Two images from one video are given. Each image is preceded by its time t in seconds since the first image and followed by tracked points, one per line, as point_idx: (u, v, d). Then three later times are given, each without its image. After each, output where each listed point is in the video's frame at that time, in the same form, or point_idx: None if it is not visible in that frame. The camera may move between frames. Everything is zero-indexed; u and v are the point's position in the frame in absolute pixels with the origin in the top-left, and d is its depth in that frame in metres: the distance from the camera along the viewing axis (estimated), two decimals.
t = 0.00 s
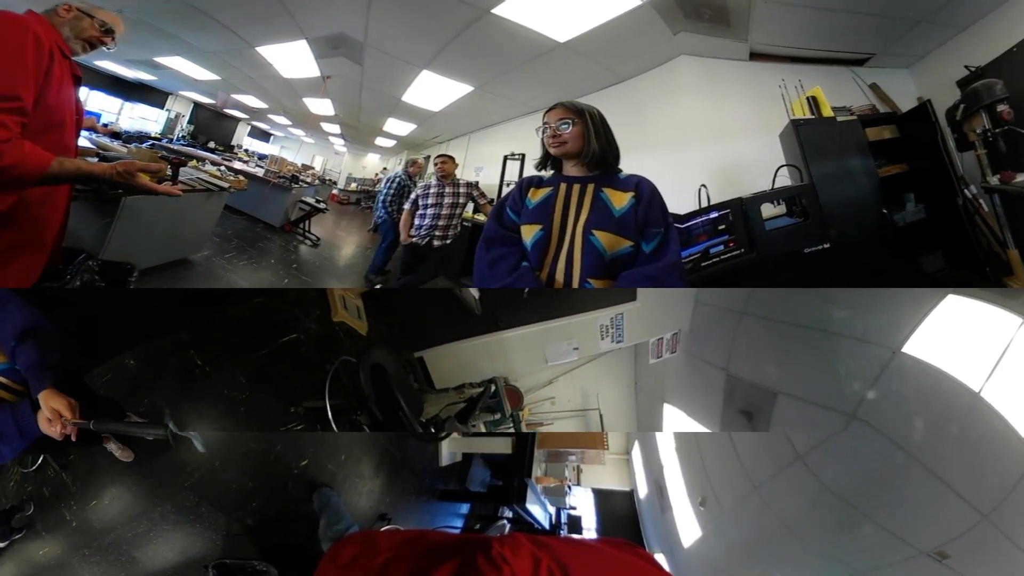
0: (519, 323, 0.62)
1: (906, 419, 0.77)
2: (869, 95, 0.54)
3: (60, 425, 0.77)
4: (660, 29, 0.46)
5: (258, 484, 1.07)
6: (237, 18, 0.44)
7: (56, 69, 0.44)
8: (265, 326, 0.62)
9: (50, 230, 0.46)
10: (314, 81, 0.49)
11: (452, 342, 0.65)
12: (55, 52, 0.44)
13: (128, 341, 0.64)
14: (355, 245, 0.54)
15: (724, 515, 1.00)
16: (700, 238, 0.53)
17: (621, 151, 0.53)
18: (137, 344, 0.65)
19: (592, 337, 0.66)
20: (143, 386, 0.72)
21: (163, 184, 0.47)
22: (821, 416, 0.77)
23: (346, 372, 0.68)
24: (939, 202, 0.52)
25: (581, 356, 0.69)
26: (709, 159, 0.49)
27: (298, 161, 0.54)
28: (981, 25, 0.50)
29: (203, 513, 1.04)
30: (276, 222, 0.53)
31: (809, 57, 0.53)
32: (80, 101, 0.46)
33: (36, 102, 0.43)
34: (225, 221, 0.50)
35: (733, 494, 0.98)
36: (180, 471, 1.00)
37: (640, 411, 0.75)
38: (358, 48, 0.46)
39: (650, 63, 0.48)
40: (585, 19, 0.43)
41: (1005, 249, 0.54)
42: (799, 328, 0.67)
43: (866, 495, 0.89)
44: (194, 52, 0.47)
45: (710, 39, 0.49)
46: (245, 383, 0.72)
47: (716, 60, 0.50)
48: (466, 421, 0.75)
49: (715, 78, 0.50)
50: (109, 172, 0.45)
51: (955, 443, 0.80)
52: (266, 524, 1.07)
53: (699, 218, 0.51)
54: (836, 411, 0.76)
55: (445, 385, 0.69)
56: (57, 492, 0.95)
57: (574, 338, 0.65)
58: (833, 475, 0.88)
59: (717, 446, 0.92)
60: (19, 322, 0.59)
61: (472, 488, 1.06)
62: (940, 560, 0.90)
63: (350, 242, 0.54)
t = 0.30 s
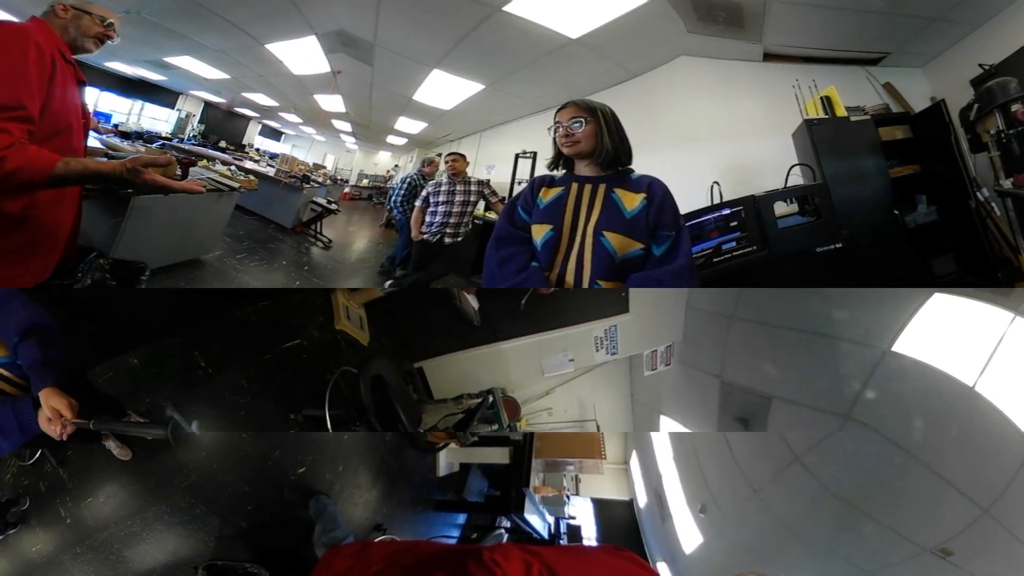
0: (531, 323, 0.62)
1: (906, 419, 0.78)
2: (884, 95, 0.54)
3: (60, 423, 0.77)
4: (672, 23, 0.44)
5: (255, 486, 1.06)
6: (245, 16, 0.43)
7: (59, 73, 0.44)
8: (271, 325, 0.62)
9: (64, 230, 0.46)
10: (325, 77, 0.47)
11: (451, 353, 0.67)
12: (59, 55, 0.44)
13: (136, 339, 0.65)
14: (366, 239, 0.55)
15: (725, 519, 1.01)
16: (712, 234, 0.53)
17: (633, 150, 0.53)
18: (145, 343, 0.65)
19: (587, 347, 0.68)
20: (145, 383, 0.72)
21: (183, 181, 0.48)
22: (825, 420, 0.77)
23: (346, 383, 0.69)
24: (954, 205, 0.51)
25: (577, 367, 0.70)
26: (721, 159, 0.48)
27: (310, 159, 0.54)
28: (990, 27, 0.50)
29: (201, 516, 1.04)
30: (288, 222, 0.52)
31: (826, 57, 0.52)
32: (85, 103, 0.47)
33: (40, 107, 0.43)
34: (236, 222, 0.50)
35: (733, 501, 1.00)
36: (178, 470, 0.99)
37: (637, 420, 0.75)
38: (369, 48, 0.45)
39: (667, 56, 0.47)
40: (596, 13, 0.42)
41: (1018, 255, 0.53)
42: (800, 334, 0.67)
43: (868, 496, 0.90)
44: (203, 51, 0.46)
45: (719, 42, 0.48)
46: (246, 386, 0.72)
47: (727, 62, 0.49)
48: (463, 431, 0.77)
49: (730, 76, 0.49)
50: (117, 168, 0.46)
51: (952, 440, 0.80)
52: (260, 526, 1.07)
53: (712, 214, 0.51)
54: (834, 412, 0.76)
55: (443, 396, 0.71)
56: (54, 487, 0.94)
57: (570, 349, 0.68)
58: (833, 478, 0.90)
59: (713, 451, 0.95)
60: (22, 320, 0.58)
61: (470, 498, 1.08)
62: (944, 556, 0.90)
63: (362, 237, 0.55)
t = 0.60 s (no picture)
0: (522, 325, 0.62)
1: (906, 420, 0.78)
2: (874, 92, 0.53)
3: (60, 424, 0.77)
4: (661, 27, 0.45)
5: (258, 479, 1.10)
6: (241, 21, 0.44)
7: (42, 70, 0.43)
8: (270, 320, 0.61)
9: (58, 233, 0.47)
10: (315, 82, 0.47)
11: (454, 343, 0.65)
12: (41, 54, 0.43)
13: (133, 334, 0.64)
14: (359, 244, 0.55)
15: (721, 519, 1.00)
16: (706, 233, 0.52)
17: (627, 149, 0.53)
18: (141, 338, 0.64)
19: (593, 340, 0.67)
20: (145, 380, 0.71)
21: (165, 187, 0.46)
22: (821, 419, 0.78)
23: (349, 370, 0.68)
24: (943, 198, 0.52)
25: (581, 361, 0.70)
26: (711, 154, 0.49)
27: (301, 163, 0.53)
28: (984, 22, 0.50)
29: (205, 510, 1.09)
30: (278, 225, 0.52)
31: (814, 55, 0.52)
32: (71, 104, 0.46)
33: (19, 103, 0.41)
34: (227, 225, 0.50)
35: (728, 498, 0.99)
36: (180, 468, 1.02)
37: (638, 413, 0.76)
38: (359, 48, 0.45)
39: (659, 57, 0.47)
40: (585, 16, 0.42)
41: (1006, 246, 0.53)
42: (801, 334, 0.67)
43: (868, 499, 0.91)
44: (193, 54, 0.46)
45: (713, 36, 0.48)
46: (246, 378, 0.70)
47: (720, 58, 0.49)
48: (465, 422, 0.75)
49: (721, 73, 0.49)
50: (86, 173, 0.44)
51: (950, 445, 0.81)
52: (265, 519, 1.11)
53: (705, 213, 0.51)
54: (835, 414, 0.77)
55: (446, 386, 0.69)
56: (59, 487, 0.95)
57: (576, 341, 0.66)
58: (832, 479, 0.90)
59: (712, 450, 0.93)
60: (18, 320, 0.57)
61: (469, 488, 1.04)
62: (938, 561, 0.92)
63: (355, 242, 0.55)
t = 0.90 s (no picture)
0: (529, 323, 0.62)
1: (907, 420, 0.78)
2: (869, 85, 0.53)
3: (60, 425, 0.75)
4: (649, 29, 0.46)
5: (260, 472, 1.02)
6: (231, 28, 0.44)
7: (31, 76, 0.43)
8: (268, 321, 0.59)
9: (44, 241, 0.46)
10: (308, 90, 0.48)
11: (463, 338, 0.63)
12: (20, 53, 0.43)
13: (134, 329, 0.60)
14: (356, 250, 0.54)
15: (717, 524, 0.98)
16: (702, 229, 0.52)
17: (619, 147, 0.53)
18: (140, 333, 0.61)
19: (600, 337, 0.65)
20: (147, 375, 0.67)
21: (80, 221, 0.44)
22: (819, 426, 0.78)
23: (352, 363, 0.65)
24: (942, 189, 0.52)
25: (589, 358, 0.68)
26: (708, 149, 0.48)
27: (296, 169, 0.55)
28: (981, 17, 0.50)
29: (206, 504, 1.02)
30: (276, 230, 0.53)
31: (801, 47, 0.52)
32: (62, 110, 0.45)
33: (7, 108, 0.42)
34: (222, 232, 0.50)
35: (724, 506, 0.98)
36: (182, 458, 0.96)
37: (641, 415, 0.74)
38: (351, 52, 0.45)
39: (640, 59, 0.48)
40: (571, 17, 0.43)
41: (1001, 237, 0.53)
42: (801, 338, 0.68)
43: (864, 506, 0.91)
44: (186, 61, 0.46)
45: (706, 28, 0.47)
46: (250, 371, 0.67)
47: (707, 48, 0.48)
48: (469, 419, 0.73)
49: (712, 67, 0.49)
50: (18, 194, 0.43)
51: (954, 458, 0.82)
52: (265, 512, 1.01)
53: (702, 209, 0.51)
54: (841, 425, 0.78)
55: (450, 380, 0.68)
56: (61, 482, 0.93)
57: (583, 338, 0.65)
58: (829, 484, 0.92)
59: (709, 452, 0.94)
60: (15, 319, 0.56)
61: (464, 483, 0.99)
62: (934, 569, 0.91)
63: (352, 249, 0.53)
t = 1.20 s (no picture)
0: (536, 327, 0.62)
1: (908, 420, 0.79)
2: (872, 77, 0.52)
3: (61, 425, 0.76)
4: (644, 26, 0.46)
5: (255, 467, 0.93)
6: (230, 36, 0.44)
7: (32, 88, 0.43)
8: (273, 316, 0.60)
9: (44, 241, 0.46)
10: (308, 97, 0.48)
11: (469, 340, 0.65)
12: (22, 65, 0.42)
13: (130, 325, 0.62)
14: (363, 254, 0.55)
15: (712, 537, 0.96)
16: (705, 224, 0.51)
17: (614, 144, 0.53)
18: (141, 328, 0.62)
19: (606, 345, 0.67)
20: (146, 370, 0.68)
21: (72, 223, 0.45)
22: (816, 436, 0.78)
23: (357, 363, 0.66)
24: (942, 184, 0.52)
25: (593, 365, 0.69)
26: (709, 142, 0.48)
27: (299, 176, 0.53)
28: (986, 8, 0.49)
29: (202, 499, 0.95)
30: (281, 237, 0.52)
31: (807, 40, 0.51)
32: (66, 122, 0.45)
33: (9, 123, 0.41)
34: (226, 239, 0.50)
35: (719, 518, 0.95)
36: (180, 456, 0.91)
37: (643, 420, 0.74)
38: (348, 57, 0.45)
39: (637, 55, 0.48)
40: (567, 14, 0.42)
41: (1003, 232, 0.52)
42: (797, 348, 0.70)
43: (865, 515, 0.91)
44: (186, 68, 0.46)
45: (701, 22, 0.47)
46: (252, 368, 0.68)
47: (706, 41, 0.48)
48: (471, 422, 0.74)
49: (712, 61, 0.49)
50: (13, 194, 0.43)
51: (953, 460, 0.84)
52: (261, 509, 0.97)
53: (704, 203, 0.51)
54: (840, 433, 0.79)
55: (456, 383, 0.69)
56: (60, 476, 0.89)
57: (588, 345, 0.67)
58: (827, 497, 0.90)
59: (707, 464, 0.90)
60: (14, 315, 0.57)
61: (458, 486, 0.95)
62: None
63: (358, 252, 0.55)
